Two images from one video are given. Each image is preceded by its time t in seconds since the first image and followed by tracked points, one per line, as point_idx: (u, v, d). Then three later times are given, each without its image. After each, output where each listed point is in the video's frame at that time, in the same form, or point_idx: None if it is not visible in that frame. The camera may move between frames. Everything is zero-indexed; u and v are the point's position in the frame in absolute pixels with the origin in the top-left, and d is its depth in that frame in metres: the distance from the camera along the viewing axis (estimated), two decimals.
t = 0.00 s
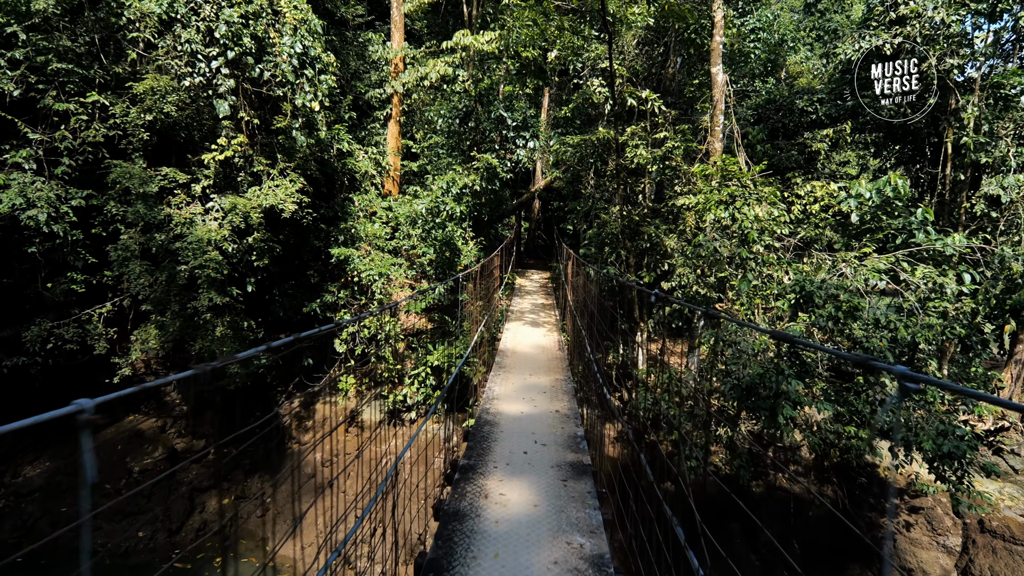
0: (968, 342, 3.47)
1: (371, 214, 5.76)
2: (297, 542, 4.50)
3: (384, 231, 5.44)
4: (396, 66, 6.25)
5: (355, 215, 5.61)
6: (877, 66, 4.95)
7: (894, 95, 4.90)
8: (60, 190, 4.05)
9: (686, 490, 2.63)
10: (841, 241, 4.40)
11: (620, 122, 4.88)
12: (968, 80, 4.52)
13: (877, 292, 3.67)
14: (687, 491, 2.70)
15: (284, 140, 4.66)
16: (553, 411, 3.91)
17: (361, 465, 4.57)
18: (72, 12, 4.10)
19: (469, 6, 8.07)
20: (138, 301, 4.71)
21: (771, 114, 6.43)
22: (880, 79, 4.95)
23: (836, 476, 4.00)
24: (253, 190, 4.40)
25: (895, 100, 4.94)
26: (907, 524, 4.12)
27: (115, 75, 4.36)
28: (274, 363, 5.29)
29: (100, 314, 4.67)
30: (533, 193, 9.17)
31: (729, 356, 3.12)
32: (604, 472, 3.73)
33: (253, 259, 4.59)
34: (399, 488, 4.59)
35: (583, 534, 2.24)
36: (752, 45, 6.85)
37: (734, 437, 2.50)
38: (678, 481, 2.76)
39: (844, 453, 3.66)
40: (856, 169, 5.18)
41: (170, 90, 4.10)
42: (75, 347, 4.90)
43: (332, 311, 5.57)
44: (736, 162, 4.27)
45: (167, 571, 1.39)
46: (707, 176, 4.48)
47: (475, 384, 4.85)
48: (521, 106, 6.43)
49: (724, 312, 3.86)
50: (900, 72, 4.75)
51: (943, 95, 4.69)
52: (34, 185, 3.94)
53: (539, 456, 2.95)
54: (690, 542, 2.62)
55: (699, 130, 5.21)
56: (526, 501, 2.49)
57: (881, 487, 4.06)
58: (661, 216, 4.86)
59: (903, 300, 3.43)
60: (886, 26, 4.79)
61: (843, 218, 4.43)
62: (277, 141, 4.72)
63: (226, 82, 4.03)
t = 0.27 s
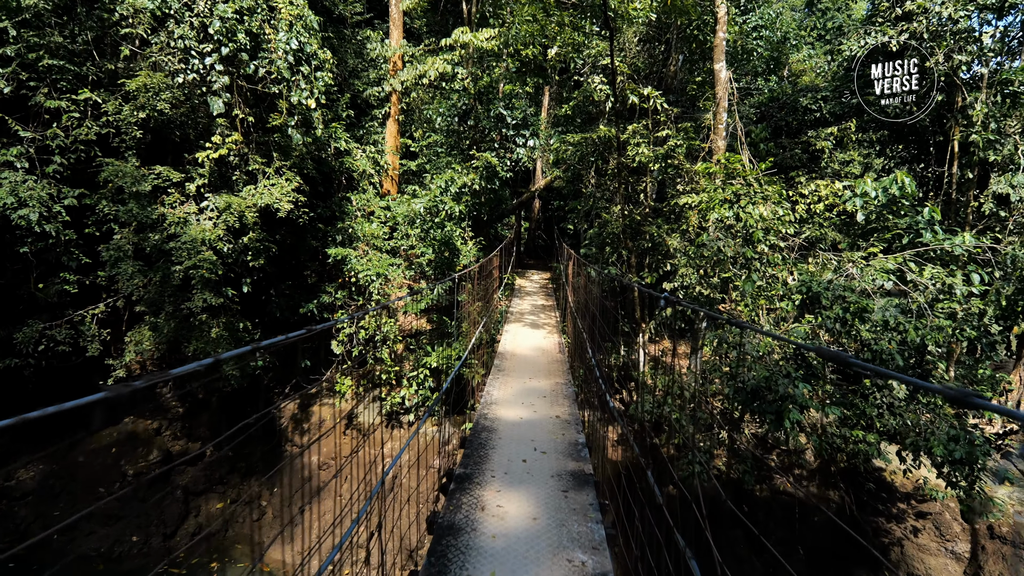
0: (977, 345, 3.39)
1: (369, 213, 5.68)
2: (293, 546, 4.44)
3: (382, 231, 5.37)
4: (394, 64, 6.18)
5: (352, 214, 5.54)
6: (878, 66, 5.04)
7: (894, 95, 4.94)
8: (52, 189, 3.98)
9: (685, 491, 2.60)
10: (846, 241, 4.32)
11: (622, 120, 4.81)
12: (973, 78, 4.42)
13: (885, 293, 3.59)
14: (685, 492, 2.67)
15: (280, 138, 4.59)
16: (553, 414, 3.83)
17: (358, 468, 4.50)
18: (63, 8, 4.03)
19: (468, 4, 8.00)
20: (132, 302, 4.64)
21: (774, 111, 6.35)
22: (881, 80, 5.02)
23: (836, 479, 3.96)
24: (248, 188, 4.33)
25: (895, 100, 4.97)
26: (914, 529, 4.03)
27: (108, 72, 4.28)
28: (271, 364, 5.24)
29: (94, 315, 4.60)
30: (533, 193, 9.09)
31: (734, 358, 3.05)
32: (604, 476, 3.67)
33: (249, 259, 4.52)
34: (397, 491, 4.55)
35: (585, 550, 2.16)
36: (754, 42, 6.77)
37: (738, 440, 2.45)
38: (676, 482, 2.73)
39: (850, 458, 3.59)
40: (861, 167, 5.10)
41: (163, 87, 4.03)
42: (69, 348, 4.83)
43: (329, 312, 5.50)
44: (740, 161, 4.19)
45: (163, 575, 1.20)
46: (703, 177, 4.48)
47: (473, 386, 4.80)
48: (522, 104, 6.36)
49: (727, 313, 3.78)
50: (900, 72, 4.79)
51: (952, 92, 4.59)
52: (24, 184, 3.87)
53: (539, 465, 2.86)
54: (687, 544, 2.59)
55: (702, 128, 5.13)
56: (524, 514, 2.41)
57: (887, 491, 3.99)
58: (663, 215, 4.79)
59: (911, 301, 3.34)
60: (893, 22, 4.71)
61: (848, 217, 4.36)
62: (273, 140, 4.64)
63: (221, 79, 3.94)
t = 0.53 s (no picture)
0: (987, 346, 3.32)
1: (366, 212, 5.60)
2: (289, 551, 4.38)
3: (380, 230, 5.29)
4: (393, 61, 6.10)
5: (350, 214, 5.47)
6: (878, 66, 5.02)
7: (893, 95, 4.91)
8: (43, 188, 3.91)
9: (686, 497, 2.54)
10: (852, 241, 4.25)
11: (623, 118, 4.73)
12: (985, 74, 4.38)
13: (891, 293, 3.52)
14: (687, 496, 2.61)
15: (276, 136, 4.52)
16: (553, 419, 3.76)
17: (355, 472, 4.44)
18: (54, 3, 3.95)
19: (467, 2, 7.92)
20: (126, 303, 4.57)
21: (777, 110, 6.27)
22: (880, 80, 5.00)
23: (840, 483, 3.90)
24: (243, 187, 4.25)
25: (895, 100, 4.93)
26: (921, 533, 3.96)
27: (100, 69, 4.20)
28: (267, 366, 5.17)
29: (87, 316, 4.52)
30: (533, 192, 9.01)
31: (738, 360, 2.97)
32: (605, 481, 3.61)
33: (245, 259, 4.45)
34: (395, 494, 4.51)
35: (586, 568, 2.08)
36: (757, 40, 6.70)
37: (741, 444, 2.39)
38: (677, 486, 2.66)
39: (856, 462, 3.51)
40: (865, 166, 5.02)
41: (156, 84, 3.97)
42: (63, 350, 4.76)
43: (327, 313, 5.42)
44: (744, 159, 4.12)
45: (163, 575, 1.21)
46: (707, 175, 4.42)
47: (472, 388, 4.74)
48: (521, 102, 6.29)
49: (731, 314, 3.71)
50: (900, 72, 4.78)
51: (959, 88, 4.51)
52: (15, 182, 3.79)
53: (538, 474, 2.79)
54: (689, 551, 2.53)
55: (705, 126, 5.06)
56: (522, 528, 2.33)
57: (894, 495, 3.92)
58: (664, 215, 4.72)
59: (918, 302, 3.27)
60: (898, 18, 4.64)
61: (853, 216, 4.28)
62: (269, 137, 4.57)
63: (215, 76, 3.85)
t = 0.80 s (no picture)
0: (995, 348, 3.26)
1: (364, 212, 5.53)
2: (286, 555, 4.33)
3: (378, 230, 5.23)
4: (392, 59, 6.04)
5: (347, 213, 5.41)
6: (877, 66, 5.01)
7: (894, 95, 4.90)
8: (35, 186, 3.84)
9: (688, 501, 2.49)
10: (856, 241, 4.18)
11: (624, 116, 4.67)
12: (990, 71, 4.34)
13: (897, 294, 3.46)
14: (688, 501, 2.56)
15: (272, 134, 4.46)
16: (553, 423, 3.69)
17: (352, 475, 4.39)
18: None
19: None
20: (120, 303, 4.51)
21: (779, 108, 6.21)
22: (881, 80, 4.99)
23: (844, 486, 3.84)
24: (238, 186, 4.19)
25: (894, 100, 4.92)
26: (927, 537, 3.90)
27: (94, 66, 4.14)
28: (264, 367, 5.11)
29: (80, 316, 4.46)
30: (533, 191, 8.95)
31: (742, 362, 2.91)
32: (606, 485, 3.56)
33: (240, 259, 4.39)
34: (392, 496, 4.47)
35: None
36: (759, 38, 6.64)
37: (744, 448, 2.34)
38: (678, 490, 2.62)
39: (861, 465, 3.45)
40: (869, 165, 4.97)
41: (150, 81, 3.91)
42: (57, 350, 4.71)
43: (324, 313, 5.37)
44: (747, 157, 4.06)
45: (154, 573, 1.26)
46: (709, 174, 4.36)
47: (471, 389, 4.69)
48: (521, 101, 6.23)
49: (734, 315, 3.64)
50: (900, 72, 4.76)
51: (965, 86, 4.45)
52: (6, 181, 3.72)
53: (537, 484, 2.72)
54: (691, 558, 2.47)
55: (707, 124, 5.00)
56: (521, 542, 2.26)
57: (899, 499, 3.86)
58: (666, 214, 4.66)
59: (926, 302, 3.21)
60: (903, 15, 4.58)
61: (858, 216, 4.22)
62: (265, 135, 4.51)
63: (210, 72, 3.77)
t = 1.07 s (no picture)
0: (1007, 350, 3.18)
1: (362, 211, 5.46)
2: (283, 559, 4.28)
3: (376, 229, 5.16)
4: (390, 57, 5.97)
5: (345, 212, 5.34)
6: (877, 66, 4.98)
7: (894, 95, 4.87)
8: (26, 185, 3.77)
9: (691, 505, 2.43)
10: (862, 240, 4.11)
11: (626, 114, 4.59)
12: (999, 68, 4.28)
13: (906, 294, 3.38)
14: (692, 505, 2.50)
15: (268, 133, 4.39)
16: (553, 428, 3.60)
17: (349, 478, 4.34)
18: None
19: None
20: (113, 304, 4.43)
21: (783, 106, 6.13)
22: (881, 80, 4.97)
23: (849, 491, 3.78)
24: (234, 184, 4.11)
25: (895, 100, 4.89)
26: (936, 543, 3.84)
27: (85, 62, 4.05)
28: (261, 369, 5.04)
29: (73, 317, 4.38)
30: (533, 191, 8.87)
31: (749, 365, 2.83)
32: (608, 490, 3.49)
33: (236, 259, 4.32)
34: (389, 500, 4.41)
35: None
36: (761, 35, 6.55)
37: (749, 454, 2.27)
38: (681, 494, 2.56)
39: (869, 471, 3.37)
40: (875, 164, 4.90)
41: (143, 78, 3.85)
42: (51, 352, 4.63)
43: (321, 314, 5.30)
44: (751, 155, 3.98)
45: None
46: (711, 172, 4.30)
47: (470, 391, 4.62)
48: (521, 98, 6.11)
49: (739, 316, 3.57)
50: (899, 72, 4.75)
51: (973, 82, 4.36)
52: None
53: (537, 495, 2.64)
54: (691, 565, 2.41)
55: (710, 121, 4.92)
56: (520, 559, 2.18)
57: (906, 504, 3.79)
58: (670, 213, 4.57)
59: (935, 303, 3.13)
60: (909, 10, 4.50)
61: (864, 215, 4.15)
62: (260, 133, 4.44)
63: (204, 69, 3.69)
